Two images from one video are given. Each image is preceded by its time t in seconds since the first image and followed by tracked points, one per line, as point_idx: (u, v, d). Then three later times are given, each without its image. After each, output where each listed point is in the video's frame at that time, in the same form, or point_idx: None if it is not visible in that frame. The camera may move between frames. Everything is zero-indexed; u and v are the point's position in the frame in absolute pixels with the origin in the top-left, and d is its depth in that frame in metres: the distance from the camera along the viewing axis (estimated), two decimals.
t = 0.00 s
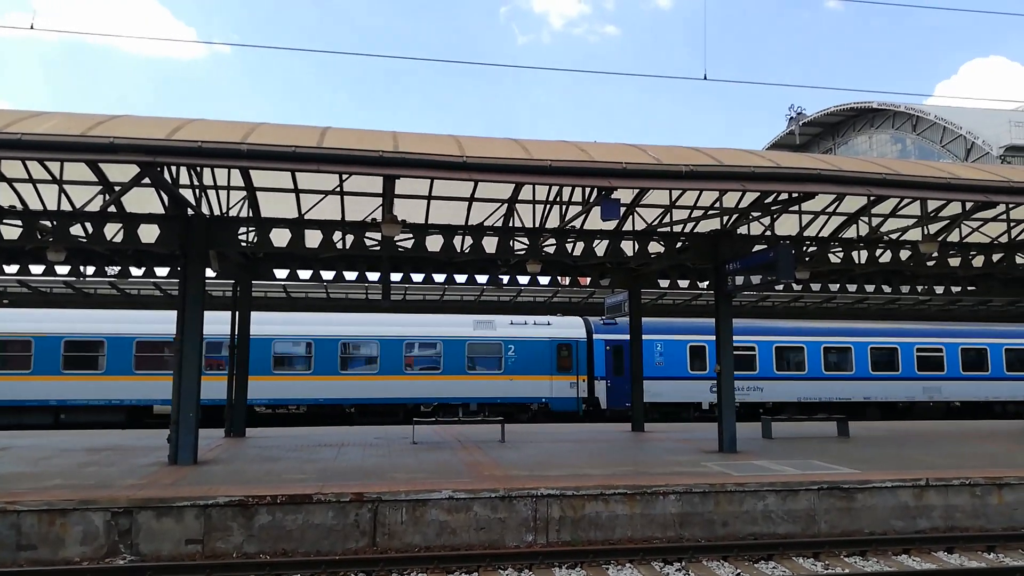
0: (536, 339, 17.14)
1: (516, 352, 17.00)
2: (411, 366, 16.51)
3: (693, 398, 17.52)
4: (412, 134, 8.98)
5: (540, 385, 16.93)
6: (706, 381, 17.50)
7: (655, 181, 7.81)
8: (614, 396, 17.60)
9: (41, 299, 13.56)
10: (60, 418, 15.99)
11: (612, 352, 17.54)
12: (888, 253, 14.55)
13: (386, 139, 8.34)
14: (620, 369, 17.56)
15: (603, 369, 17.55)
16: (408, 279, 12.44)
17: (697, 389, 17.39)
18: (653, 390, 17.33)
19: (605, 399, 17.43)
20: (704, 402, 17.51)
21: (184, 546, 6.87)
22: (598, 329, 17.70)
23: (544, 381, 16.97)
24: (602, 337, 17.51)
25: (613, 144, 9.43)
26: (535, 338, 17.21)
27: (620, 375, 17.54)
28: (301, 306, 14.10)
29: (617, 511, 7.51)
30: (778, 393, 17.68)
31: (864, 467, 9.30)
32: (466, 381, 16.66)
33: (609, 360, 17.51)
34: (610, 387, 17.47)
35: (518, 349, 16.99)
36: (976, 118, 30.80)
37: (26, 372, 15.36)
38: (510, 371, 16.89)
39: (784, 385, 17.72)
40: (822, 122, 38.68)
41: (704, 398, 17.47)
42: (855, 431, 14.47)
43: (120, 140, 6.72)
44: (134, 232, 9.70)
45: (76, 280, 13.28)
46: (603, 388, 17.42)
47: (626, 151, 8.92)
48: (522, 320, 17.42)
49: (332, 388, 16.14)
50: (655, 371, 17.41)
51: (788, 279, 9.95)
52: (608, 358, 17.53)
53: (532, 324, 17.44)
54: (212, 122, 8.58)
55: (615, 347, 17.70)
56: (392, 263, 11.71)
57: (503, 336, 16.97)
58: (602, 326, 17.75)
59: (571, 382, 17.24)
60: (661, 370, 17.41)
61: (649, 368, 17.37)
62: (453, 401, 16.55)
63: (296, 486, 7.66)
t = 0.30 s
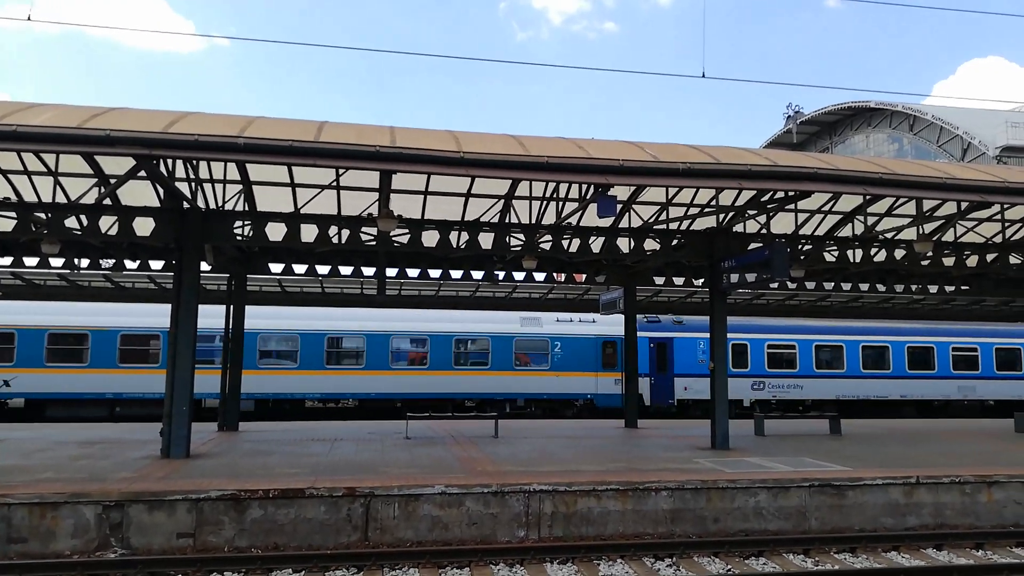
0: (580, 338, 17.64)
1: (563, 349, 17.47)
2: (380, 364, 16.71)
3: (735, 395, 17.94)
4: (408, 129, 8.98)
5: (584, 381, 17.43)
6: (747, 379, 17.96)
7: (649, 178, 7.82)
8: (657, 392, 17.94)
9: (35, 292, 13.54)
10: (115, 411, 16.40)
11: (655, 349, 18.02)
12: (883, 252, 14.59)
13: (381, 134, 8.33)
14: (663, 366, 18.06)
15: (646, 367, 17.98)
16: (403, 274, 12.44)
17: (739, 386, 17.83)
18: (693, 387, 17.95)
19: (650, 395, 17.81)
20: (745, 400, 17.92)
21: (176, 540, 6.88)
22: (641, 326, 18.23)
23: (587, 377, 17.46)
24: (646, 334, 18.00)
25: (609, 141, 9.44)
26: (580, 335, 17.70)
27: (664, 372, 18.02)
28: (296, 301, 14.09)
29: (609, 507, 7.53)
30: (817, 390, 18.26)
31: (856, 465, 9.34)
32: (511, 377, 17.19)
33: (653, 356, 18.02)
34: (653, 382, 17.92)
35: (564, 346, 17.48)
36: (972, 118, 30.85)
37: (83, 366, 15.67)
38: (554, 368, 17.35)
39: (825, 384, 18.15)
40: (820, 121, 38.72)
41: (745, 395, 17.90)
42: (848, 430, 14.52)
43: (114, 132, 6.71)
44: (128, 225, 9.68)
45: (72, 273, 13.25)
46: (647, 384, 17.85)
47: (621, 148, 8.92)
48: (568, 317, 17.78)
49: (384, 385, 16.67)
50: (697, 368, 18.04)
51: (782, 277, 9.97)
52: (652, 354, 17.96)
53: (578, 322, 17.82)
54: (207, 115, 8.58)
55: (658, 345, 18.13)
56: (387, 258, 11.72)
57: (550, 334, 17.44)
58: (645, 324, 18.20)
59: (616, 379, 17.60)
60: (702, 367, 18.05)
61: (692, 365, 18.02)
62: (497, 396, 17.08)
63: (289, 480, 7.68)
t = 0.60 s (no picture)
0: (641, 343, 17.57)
1: (624, 355, 17.45)
2: (401, 370, 16.61)
3: (795, 398, 17.86)
4: (416, 138, 8.99)
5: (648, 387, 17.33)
6: (809, 382, 17.91)
7: (659, 182, 7.78)
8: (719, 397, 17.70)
9: (47, 306, 13.62)
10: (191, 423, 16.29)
11: (716, 353, 17.83)
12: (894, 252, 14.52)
13: (390, 143, 8.34)
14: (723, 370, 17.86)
15: (708, 372, 17.79)
16: (413, 282, 12.44)
17: (799, 391, 17.74)
18: (755, 391, 17.64)
19: (711, 400, 17.59)
20: (808, 403, 17.82)
21: (194, 552, 6.88)
22: (701, 331, 18.03)
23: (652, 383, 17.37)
24: (706, 339, 17.82)
25: (617, 145, 9.42)
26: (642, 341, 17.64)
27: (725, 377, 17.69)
28: (306, 309, 14.11)
29: (626, 514, 7.49)
30: (879, 393, 18.14)
31: (874, 468, 9.25)
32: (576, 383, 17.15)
33: (715, 361, 17.74)
34: (715, 387, 17.62)
35: (625, 352, 17.49)
36: (980, 115, 30.68)
37: (158, 379, 15.76)
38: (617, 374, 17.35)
39: (886, 385, 18.12)
40: (826, 121, 38.62)
41: (805, 399, 17.80)
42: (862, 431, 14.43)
43: (125, 146, 6.74)
44: (139, 238, 9.71)
45: (83, 286, 13.32)
46: (709, 390, 17.60)
47: (630, 152, 8.91)
48: (628, 323, 17.92)
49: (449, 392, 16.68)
50: (759, 372, 17.77)
51: (794, 279, 9.91)
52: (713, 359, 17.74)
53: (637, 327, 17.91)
54: (216, 127, 8.61)
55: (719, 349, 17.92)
56: (397, 267, 11.72)
57: (612, 340, 17.46)
58: (704, 329, 18.10)
59: (678, 384, 17.55)
60: (763, 371, 17.72)
61: (753, 369, 17.64)
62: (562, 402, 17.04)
63: (304, 491, 7.67)
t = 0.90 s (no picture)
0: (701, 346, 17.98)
1: (682, 357, 17.77)
2: (406, 371, 16.75)
3: (849, 401, 18.30)
4: (426, 139, 9.02)
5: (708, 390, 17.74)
6: (862, 385, 18.31)
7: (669, 184, 7.77)
8: (774, 400, 18.27)
9: (60, 305, 13.74)
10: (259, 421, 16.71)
11: (771, 357, 18.26)
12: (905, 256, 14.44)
13: (401, 145, 8.36)
14: (779, 373, 18.29)
15: (764, 375, 18.32)
16: (423, 283, 12.47)
17: (854, 394, 18.18)
18: (812, 395, 18.11)
19: (768, 403, 18.13)
20: (862, 406, 18.24)
21: (203, 550, 6.92)
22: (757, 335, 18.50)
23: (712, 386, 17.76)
24: (762, 343, 18.26)
25: (627, 147, 9.42)
26: (698, 343, 17.96)
27: (782, 380, 18.22)
28: (316, 310, 14.17)
29: (633, 516, 7.47)
30: (931, 397, 18.51)
31: (884, 473, 9.19)
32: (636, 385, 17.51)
33: (770, 364, 18.27)
34: (772, 391, 18.17)
35: (683, 354, 17.79)
36: (994, 118, 30.43)
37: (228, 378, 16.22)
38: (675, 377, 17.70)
39: (937, 389, 18.53)
40: (838, 124, 38.46)
41: (861, 402, 18.22)
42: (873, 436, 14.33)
43: (138, 147, 6.80)
44: (151, 238, 9.79)
45: (95, 285, 13.44)
46: (765, 393, 18.17)
47: (639, 155, 8.90)
48: (683, 326, 18.20)
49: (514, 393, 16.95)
50: (814, 375, 18.24)
51: (804, 283, 9.86)
52: (769, 362, 18.22)
53: (693, 331, 18.20)
54: (228, 128, 8.67)
55: (775, 353, 18.38)
56: (406, 268, 11.75)
57: (669, 342, 17.76)
58: (759, 333, 18.49)
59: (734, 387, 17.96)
60: (820, 375, 18.22)
61: (809, 373, 18.18)
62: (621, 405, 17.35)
63: (313, 491, 7.70)
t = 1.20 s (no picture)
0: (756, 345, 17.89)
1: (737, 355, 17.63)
2: (412, 367, 16.56)
3: (904, 398, 18.11)
4: (434, 136, 9.03)
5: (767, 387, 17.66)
6: (917, 382, 18.11)
7: (677, 181, 7.74)
8: (830, 397, 18.03)
9: (71, 302, 13.83)
10: (323, 416, 16.64)
11: (826, 354, 18.07)
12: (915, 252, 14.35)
13: (409, 142, 8.37)
14: (834, 370, 18.08)
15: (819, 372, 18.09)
16: (431, 280, 12.49)
17: (909, 391, 17.99)
18: (867, 392, 17.93)
19: (824, 400, 17.92)
20: (916, 403, 18.03)
21: (213, 546, 6.96)
22: (812, 332, 18.20)
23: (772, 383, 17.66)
24: (818, 340, 17.98)
25: (635, 144, 9.39)
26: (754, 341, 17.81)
27: (837, 377, 18.03)
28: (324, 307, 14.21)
29: (642, 513, 7.46)
30: (985, 394, 18.31)
31: (894, 470, 9.14)
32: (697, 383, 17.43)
33: (826, 361, 17.99)
34: (827, 388, 17.94)
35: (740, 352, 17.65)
36: (1006, 114, 30.14)
37: (293, 374, 16.16)
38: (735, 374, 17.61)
39: (990, 386, 18.33)
40: (848, 119, 38.23)
41: (916, 399, 18.05)
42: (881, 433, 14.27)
43: (148, 144, 6.83)
44: (161, 235, 9.83)
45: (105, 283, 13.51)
46: (821, 390, 17.93)
47: (648, 151, 8.88)
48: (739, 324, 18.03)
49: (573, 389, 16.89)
50: (869, 372, 18.05)
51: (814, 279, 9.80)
52: (825, 360, 17.96)
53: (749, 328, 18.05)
54: (238, 125, 8.71)
55: (830, 350, 18.13)
56: (414, 265, 11.76)
57: (727, 340, 17.62)
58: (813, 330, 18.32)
59: (790, 384, 17.82)
60: (874, 372, 18.05)
61: (864, 370, 17.95)
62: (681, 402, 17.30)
63: (322, 487, 7.72)
